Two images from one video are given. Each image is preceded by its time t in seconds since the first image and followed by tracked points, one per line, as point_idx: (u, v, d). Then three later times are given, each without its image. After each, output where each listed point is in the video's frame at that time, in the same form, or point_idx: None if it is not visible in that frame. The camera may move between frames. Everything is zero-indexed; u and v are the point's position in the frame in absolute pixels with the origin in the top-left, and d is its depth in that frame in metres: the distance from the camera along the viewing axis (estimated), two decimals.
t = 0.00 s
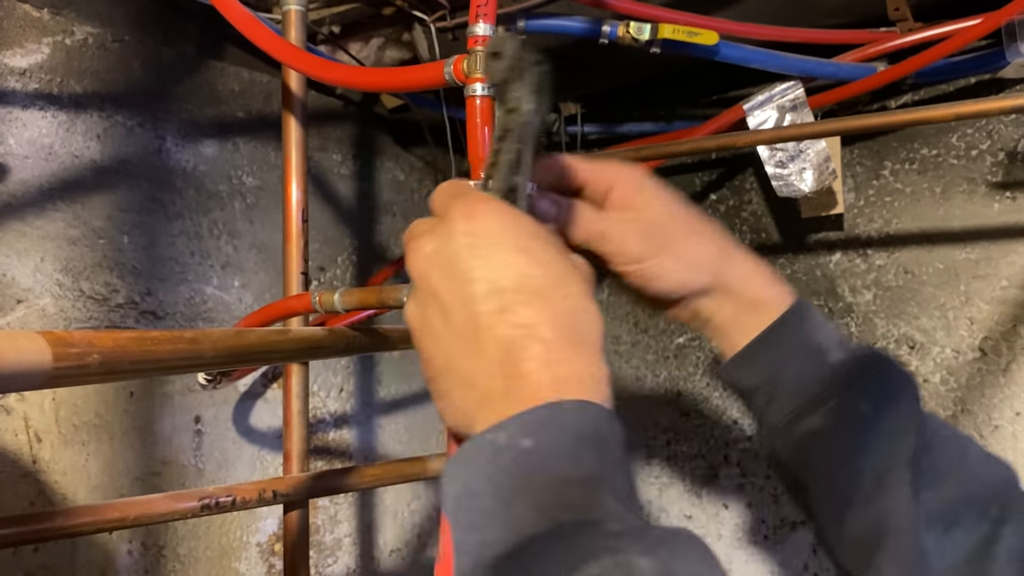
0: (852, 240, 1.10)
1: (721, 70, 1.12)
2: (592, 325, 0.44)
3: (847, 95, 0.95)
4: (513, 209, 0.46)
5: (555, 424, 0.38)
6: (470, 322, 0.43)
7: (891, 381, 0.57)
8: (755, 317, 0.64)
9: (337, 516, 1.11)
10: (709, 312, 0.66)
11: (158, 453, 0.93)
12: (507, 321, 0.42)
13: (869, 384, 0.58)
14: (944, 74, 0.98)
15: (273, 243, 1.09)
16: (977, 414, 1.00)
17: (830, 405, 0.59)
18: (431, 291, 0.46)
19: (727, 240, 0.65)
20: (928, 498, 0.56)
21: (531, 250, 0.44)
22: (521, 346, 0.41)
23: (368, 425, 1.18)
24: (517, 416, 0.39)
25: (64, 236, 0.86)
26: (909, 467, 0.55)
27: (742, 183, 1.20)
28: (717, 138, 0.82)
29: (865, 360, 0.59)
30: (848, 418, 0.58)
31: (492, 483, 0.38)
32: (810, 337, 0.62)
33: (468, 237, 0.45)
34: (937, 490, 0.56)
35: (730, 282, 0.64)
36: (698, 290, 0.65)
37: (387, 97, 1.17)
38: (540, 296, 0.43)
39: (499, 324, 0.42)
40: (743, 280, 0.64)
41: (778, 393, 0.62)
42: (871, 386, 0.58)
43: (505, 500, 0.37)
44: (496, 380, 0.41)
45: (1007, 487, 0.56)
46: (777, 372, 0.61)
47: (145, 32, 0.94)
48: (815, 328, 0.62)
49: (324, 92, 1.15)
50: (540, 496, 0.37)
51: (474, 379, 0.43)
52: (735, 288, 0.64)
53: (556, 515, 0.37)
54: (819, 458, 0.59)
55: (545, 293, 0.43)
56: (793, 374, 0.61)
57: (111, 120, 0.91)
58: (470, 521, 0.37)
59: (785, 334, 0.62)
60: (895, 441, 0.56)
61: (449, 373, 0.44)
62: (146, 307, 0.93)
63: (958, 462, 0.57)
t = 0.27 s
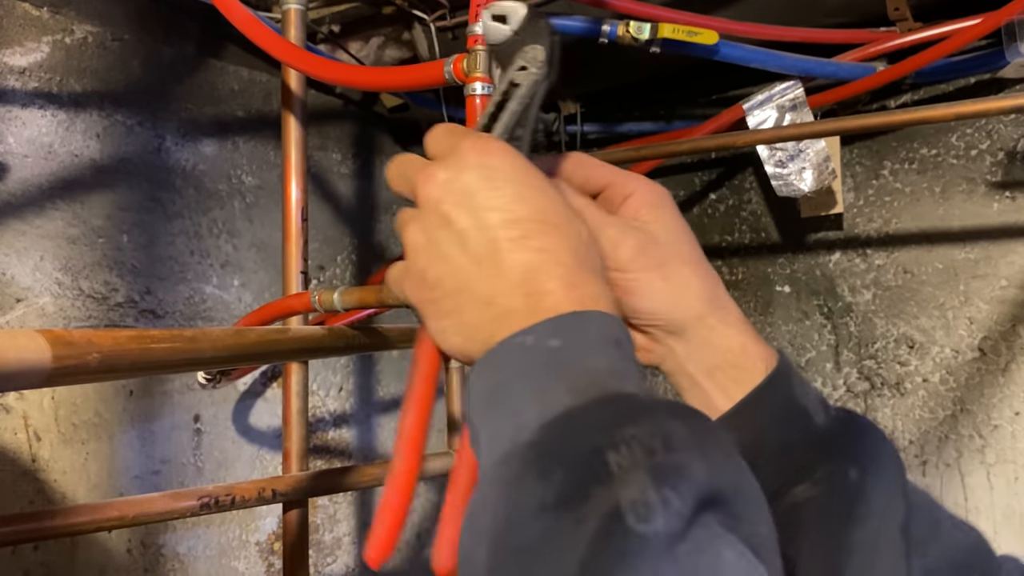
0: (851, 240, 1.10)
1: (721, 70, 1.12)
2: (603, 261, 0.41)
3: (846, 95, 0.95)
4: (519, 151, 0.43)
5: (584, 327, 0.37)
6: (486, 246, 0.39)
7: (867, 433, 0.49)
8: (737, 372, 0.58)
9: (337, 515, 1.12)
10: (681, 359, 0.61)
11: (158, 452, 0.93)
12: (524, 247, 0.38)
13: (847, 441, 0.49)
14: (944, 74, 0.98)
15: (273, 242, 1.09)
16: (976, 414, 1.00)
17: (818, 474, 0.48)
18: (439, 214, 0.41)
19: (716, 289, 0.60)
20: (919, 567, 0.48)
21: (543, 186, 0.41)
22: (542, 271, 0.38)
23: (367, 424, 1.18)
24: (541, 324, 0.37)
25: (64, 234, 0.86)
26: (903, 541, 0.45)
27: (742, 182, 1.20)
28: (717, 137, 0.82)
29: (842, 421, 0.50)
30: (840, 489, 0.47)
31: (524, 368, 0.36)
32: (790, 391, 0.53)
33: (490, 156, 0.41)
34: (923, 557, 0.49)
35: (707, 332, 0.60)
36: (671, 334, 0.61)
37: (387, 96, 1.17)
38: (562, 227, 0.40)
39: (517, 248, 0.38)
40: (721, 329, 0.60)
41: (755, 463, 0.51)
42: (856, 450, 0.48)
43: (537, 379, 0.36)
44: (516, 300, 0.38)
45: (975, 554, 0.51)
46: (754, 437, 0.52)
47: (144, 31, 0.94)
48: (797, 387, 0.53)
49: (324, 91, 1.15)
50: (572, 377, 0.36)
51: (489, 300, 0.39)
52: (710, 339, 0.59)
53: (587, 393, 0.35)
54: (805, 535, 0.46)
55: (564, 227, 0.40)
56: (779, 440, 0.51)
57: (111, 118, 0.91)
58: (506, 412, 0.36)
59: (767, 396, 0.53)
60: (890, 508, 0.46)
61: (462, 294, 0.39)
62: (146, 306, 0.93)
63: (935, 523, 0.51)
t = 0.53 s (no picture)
0: (851, 240, 1.10)
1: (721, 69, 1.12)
2: (507, 281, 0.48)
3: (846, 95, 0.95)
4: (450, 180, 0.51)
5: (483, 364, 0.43)
6: (393, 274, 0.47)
7: (816, 456, 0.66)
8: (685, 389, 0.70)
9: (336, 514, 1.12)
10: (635, 379, 0.72)
11: (157, 452, 0.93)
12: (425, 277, 0.46)
13: (804, 457, 0.66)
14: (943, 74, 0.98)
15: (272, 242, 1.09)
16: (976, 414, 1.00)
17: (766, 483, 0.64)
18: (359, 246, 0.50)
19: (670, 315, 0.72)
20: (854, 566, 0.63)
21: (459, 213, 0.49)
22: (438, 301, 0.46)
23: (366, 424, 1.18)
24: (447, 363, 0.44)
25: (63, 233, 0.86)
26: (839, 540, 0.63)
27: (741, 182, 1.20)
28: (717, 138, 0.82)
29: (787, 432, 0.67)
30: (786, 495, 0.64)
31: (437, 411, 0.43)
32: (734, 405, 0.67)
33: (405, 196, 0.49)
34: (862, 550, 0.64)
35: (660, 352, 0.72)
36: (626, 353, 0.72)
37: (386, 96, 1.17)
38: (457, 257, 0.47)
39: (418, 279, 0.47)
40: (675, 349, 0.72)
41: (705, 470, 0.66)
42: (800, 463, 0.65)
43: (450, 424, 0.42)
44: (418, 331, 0.46)
45: (910, 547, 0.66)
46: (704, 449, 0.66)
47: (144, 31, 0.94)
48: (741, 402, 0.68)
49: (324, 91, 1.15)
50: (481, 420, 0.42)
51: (398, 332, 0.47)
52: (664, 359, 0.71)
53: (496, 439, 0.41)
54: (753, 533, 0.64)
55: (464, 253, 0.47)
56: (725, 451, 0.66)
57: (110, 118, 0.91)
58: (423, 457, 0.43)
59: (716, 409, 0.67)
60: (825, 508, 0.64)
61: (377, 324, 0.48)
62: (145, 305, 0.93)
63: (869, 521, 0.66)
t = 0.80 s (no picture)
0: (851, 240, 1.10)
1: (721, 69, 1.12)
2: (499, 313, 0.49)
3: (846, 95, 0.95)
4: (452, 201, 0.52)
5: (468, 398, 0.45)
6: (390, 295, 0.49)
7: (787, 446, 0.70)
8: (677, 371, 0.72)
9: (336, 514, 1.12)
10: (629, 361, 0.74)
11: (157, 451, 0.93)
12: (420, 303, 0.48)
13: (775, 448, 0.69)
14: (943, 74, 0.98)
15: (272, 241, 1.09)
16: (975, 414, 1.00)
17: (738, 469, 0.67)
18: (358, 260, 0.52)
19: (667, 300, 0.74)
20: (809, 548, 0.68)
21: (458, 242, 0.50)
22: (431, 328, 0.47)
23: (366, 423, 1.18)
24: (433, 395, 0.45)
25: (63, 233, 0.86)
26: (798, 525, 0.68)
27: (741, 182, 1.20)
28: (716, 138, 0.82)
29: (762, 422, 0.70)
30: (757, 482, 0.67)
31: (421, 445, 0.44)
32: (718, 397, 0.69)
33: (403, 220, 0.50)
34: (816, 537, 0.69)
35: (658, 336, 0.73)
36: (623, 336, 0.74)
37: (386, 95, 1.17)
38: (453, 286, 0.48)
39: (413, 303, 0.48)
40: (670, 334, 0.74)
41: (681, 454, 0.68)
42: (774, 453, 0.69)
43: (432, 458, 0.43)
44: (407, 357, 0.47)
45: (858, 534, 0.71)
46: (683, 434, 0.68)
47: (144, 30, 0.94)
48: (721, 392, 0.70)
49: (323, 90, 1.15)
50: (462, 455, 0.43)
51: (390, 355, 0.48)
52: (659, 342, 0.73)
53: (474, 475, 0.42)
54: (722, 516, 0.66)
55: (459, 282, 0.48)
56: (700, 436, 0.68)
57: (110, 117, 0.91)
58: (404, 488, 0.44)
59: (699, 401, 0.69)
60: (790, 495, 0.68)
61: (366, 340, 0.50)
62: (145, 305, 0.93)
63: (824, 510, 0.71)
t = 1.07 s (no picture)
0: (850, 240, 1.10)
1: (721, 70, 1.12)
2: (526, 264, 0.49)
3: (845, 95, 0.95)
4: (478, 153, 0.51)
5: (495, 340, 0.44)
6: (417, 237, 0.47)
7: (794, 412, 0.68)
8: (680, 338, 0.68)
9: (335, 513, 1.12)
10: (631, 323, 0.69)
11: (156, 451, 0.93)
12: (450, 247, 0.46)
13: (784, 411, 0.67)
14: (942, 75, 0.98)
15: (271, 241, 1.09)
16: (974, 414, 1.01)
17: (741, 433, 0.65)
18: (384, 202, 0.49)
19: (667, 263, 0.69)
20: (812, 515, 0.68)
21: (488, 190, 0.49)
22: (458, 272, 0.46)
23: (365, 423, 1.18)
24: (458, 335, 0.44)
25: (63, 233, 0.86)
26: (802, 492, 0.66)
27: (741, 182, 1.20)
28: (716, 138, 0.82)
29: (771, 386, 0.68)
30: (762, 448, 0.65)
31: (443, 385, 0.43)
32: (726, 358, 0.67)
33: (435, 163, 0.48)
34: (817, 505, 0.68)
35: (659, 301, 0.68)
36: (624, 301, 0.69)
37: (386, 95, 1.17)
38: (483, 232, 0.47)
39: (443, 248, 0.46)
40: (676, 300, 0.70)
41: (686, 415, 0.66)
42: (780, 419, 0.67)
43: (455, 396, 0.43)
44: (435, 298, 0.46)
45: (863, 502, 0.70)
46: (688, 395, 0.66)
47: (144, 30, 0.94)
48: (729, 354, 0.68)
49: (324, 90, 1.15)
50: (488, 397, 0.42)
51: (412, 296, 0.46)
52: (662, 307, 0.68)
53: (502, 415, 0.42)
54: (723, 481, 0.65)
55: (490, 230, 0.47)
56: (704, 399, 0.66)
57: (110, 117, 0.91)
58: (424, 425, 0.43)
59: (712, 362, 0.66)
60: (795, 461, 0.66)
61: (388, 284, 0.47)
62: (145, 304, 0.93)
63: (829, 478, 0.70)
